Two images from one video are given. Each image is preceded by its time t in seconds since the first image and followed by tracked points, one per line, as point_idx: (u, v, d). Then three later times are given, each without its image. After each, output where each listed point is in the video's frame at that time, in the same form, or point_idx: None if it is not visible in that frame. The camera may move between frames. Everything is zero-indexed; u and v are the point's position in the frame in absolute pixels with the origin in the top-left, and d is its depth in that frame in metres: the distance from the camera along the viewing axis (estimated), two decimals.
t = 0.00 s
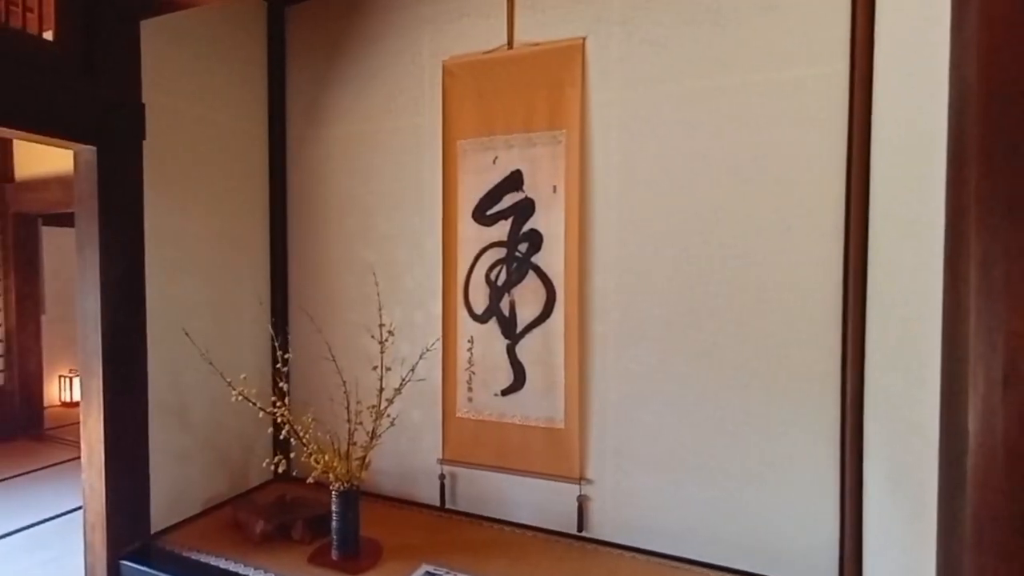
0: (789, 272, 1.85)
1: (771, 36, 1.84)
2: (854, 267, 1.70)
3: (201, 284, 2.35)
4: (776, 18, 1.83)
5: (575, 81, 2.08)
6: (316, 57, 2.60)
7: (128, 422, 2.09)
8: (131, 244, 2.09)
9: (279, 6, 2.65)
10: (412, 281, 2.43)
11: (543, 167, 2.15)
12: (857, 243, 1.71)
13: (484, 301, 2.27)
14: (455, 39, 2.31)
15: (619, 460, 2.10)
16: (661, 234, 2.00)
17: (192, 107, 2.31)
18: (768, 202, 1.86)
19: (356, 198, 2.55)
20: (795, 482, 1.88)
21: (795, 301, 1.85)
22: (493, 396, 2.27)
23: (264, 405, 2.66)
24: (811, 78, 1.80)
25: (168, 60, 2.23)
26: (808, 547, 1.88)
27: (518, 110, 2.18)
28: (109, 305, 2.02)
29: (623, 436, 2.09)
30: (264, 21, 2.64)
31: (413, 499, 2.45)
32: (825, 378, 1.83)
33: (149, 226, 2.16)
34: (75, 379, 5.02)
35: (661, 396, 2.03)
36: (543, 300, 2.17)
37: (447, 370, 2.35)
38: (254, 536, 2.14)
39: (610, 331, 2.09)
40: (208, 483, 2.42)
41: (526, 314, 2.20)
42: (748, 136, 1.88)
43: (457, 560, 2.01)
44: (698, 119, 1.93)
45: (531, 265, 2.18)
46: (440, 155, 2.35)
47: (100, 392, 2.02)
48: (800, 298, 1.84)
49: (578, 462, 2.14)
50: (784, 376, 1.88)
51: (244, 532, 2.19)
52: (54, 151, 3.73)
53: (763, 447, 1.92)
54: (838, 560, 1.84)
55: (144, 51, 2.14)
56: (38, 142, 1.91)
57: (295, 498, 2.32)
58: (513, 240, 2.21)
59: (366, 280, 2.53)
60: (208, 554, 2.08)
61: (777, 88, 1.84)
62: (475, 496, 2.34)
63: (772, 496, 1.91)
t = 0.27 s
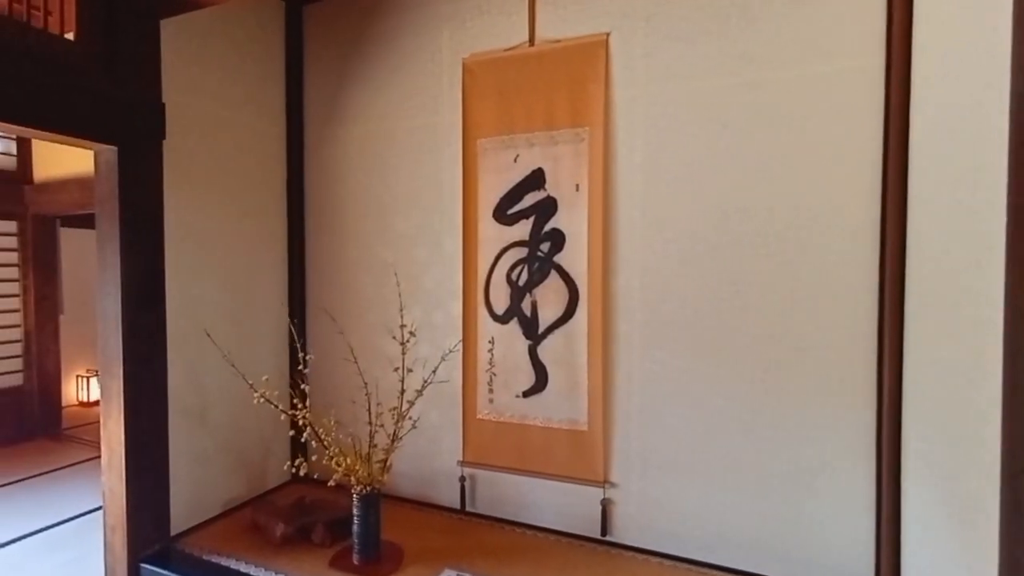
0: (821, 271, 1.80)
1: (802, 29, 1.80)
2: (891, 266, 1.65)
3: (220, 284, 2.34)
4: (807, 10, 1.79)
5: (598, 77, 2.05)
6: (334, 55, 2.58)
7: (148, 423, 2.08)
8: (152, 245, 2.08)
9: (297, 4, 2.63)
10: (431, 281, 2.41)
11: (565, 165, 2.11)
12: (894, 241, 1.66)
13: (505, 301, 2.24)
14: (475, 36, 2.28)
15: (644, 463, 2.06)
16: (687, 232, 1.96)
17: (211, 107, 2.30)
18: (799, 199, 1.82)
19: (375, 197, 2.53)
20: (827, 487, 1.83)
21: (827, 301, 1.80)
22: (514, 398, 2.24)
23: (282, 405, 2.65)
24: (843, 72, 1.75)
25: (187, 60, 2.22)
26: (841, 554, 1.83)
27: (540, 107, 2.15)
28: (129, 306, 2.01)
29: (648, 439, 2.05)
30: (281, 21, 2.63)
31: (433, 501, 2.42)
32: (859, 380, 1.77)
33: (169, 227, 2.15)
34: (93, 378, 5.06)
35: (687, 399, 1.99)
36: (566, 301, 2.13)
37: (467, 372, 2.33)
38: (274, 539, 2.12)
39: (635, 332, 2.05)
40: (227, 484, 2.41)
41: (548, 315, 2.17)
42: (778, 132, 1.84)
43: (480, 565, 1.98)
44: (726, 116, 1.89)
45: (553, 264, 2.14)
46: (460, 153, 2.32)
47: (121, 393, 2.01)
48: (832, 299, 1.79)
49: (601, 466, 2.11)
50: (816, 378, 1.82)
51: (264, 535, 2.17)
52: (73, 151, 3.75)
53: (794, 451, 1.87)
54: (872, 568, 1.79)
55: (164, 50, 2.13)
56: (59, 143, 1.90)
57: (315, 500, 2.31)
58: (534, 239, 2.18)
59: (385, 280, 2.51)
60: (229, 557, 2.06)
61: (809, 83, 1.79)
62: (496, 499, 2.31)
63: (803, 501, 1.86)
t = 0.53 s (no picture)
0: (854, 272, 1.74)
1: (834, 22, 1.74)
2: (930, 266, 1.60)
3: (236, 286, 2.33)
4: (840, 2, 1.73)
5: (621, 73, 2.00)
6: (348, 57, 2.59)
7: (167, 427, 2.06)
8: (169, 246, 2.05)
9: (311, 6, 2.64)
10: (447, 282, 2.39)
11: (586, 163, 2.06)
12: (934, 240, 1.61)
13: (525, 303, 2.20)
14: (494, 33, 2.25)
15: (669, 469, 2.01)
16: (713, 232, 1.91)
17: (227, 107, 2.28)
18: (830, 197, 1.76)
19: (392, 199, 2.53)
20: (861, 495, 1.77)
21: (861, 303, 1.74)
22: (534, 401, 2.20)
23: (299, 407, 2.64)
24: (878, 65, 1.69)
25: (203, 59, 2.20)
26: (875, 565, 1.76)
27: (560, 105, 2.11)
28: (148, 308, 1.99)
29: (672, 445, 2.00)
30: (296, 21, 2.62)
31: (451, 506, 2.38)
32: (895, 385, 1.71)
33: (186, 228, 2.13)
34: (109, 380, 5.09)
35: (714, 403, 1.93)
36: (587, 302, 2.08)
37: (486, 374, 2.29)
38: (293, 544, 2.10)
39: (659, 334, 2.00)
40: (243, 487, 2.39)
41: (569, 316, 2.12)
42: (809, 128, 1.78)
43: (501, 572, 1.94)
44: (754, 112, 1.84)
45: (575, 265, 2.10)
46: (479, 153, 2.28)
47: (140, 397, 1.98)
48: (866, 300, 1.74)
49: (625, 471, 2.06)
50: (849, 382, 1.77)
51: (282, 541, 2.15)
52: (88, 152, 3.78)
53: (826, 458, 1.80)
54: None
55: (181, 50, 2.11)
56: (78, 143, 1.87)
57: (333, 505, 2.28)
58: (555, 239, 2.13)
59: (402, 281, 2.50)
60: (246, 562, 2.04)
61: (841, 76, 1.74)
62: (515, 504, 2.27)
63: (835, 510, 1.80)
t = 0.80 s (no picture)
0: (885, 272, 1.69)
1: (863, 14, 1.69)
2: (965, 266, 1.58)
3: (250, 287, 2.31)
4: None
5: (641, 69, 1.96)
6: (361, 56, 2.57)
7: (181, 429, 2.04)
8: (183, 246, 2.03)
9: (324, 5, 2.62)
10: (462, 283, 2.36)
11: (605, 161, 2.02)
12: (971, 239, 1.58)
13: (542, 304, 2.16)
14: (510, 30, 2.22)
15: (690, 474, 1.96)
16: (737, 231, 1.86)
17: (240, 106, 2.27)
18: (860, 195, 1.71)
19: (405, 199, 2.51)
20: (892, 502, 1.71)
21: (892, 304, 1.69)
22: (551, 404, 2.16)
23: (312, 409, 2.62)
24: (910, 59, 1.64)
25: (217, 59, 2.18)
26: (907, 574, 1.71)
27: (578, 102, 2.07)
28: (162, 309, 1.97)
29: (693, 449, 1.95)
30: (309, 21, 2.60)
31: (466, 510, 2.35)
32: (927, 388, 1.66)
33: (200, 228, 2.11)
34: (122, 380, 5.11)
35: (737, 406, 1.89)
36: (606, 303, 2.04)
37: (502, 376, 2.25)
38: (307, 548, 2.07)
39: (680, 335, 1.95)
40: (256, 490, 2.37)
41: (587, 317, 2.08)
42: (837, 124, 1.73)
43: None
44: (779, 107, 1.79)
45: (593, 265, 2.06)
46: (495, 152, 2.25)
47: (154, 398, 1.96)
48: (897, 300, 1.68)
49: (645, 475, 2.01)
50: (879, 385, 1.71)
51: (296, 544, 2.12)
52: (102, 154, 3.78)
53: (855, 463, 1.75)
54: None
55: (195, 49, 2.09)
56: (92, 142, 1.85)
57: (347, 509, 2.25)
58: (573, 239, 2.09)
59: (416, 282, 2.48)
60: (260, 566, 2.01)
61: (871, 70, 1.69)
62: (532, 508, 2.23)
63: (864, 517, 1.75)
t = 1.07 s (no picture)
0: (924, 272, 1.63)
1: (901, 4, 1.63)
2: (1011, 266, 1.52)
3: (267, 288, 2.29)
4: None
5: (666, 64, 1.91)
6: (378, 55, 2.55)
7: (200, 431, 2.02)
8: (202, 246, 2.01)
9: (341, 4, 2.60)
10: (481, 283, 2.33)
11: (629, 158, 1.97)
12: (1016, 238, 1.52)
13: (563, 305, 2.12)
14: (530, 26, 2.18)
15: (717, 480, 1.91)
16: (766, 230, 1.80)
17: (257, 105, 2.25)
18: (897, 192, 1.65)
19: (423, 198, 2.48)
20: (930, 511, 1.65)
21: (931, 305, 1.63)
22: (573, 407, 2.12)
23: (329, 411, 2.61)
24: (950, 50, 1.58)
25: (235, 57, 2.16)
26: None
27: (602, 98, 2.02)
28: (181, 309, 1.95)
29: (721, 454, 1.90)
30: (326, 19, 2.59)
31: (485, 514, 2.31)
32: (969, 393, 1.60)
33: (218, 228, 2.09)
34: (137, 381, 5.13)
35: (767, 410, 1.83)
36: (630, 304, 1.99)
37: (522, 379, 2.21)
38: (325, 552, 2.04)
39: (707, 337, 1.90)
40: (273, 493, 2.35)
41: (610, 319, 2.04)
42: (872, 119, 1.67)
43: None
44: (811, 102, 1.73)
45: (616, 265, 2.01)
46: (515, 150, 2.21)
47: (172, 400, 1.94)
48: (936, 301, 1.62)
49: (670, 481, 1.96)
50: (917, 390, 1.65)
51: (314, 548, 2.09)
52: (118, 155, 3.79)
53: (891, 471, 1.69)
54: None
55: (213, 47, 2.07)
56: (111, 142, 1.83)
57: (365, 512, 2.22)
58: (596, 239, 2.05)
59: (433, 284, 2.45)
60: (279, 570, 1.99)
61: (909, 62, 1.62)
62: (553, 513, 2.19)
63: (901, 526, 1.69)
